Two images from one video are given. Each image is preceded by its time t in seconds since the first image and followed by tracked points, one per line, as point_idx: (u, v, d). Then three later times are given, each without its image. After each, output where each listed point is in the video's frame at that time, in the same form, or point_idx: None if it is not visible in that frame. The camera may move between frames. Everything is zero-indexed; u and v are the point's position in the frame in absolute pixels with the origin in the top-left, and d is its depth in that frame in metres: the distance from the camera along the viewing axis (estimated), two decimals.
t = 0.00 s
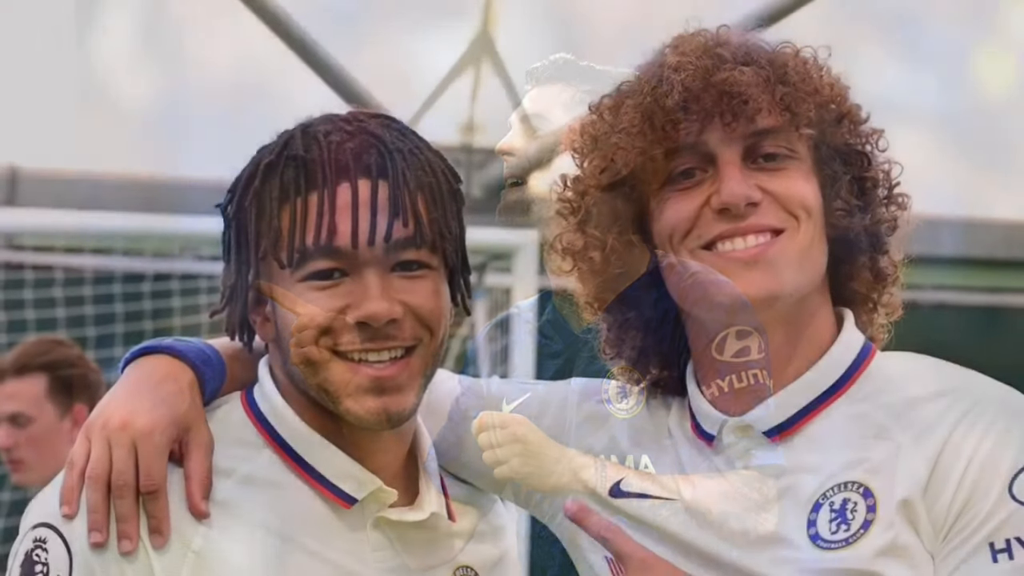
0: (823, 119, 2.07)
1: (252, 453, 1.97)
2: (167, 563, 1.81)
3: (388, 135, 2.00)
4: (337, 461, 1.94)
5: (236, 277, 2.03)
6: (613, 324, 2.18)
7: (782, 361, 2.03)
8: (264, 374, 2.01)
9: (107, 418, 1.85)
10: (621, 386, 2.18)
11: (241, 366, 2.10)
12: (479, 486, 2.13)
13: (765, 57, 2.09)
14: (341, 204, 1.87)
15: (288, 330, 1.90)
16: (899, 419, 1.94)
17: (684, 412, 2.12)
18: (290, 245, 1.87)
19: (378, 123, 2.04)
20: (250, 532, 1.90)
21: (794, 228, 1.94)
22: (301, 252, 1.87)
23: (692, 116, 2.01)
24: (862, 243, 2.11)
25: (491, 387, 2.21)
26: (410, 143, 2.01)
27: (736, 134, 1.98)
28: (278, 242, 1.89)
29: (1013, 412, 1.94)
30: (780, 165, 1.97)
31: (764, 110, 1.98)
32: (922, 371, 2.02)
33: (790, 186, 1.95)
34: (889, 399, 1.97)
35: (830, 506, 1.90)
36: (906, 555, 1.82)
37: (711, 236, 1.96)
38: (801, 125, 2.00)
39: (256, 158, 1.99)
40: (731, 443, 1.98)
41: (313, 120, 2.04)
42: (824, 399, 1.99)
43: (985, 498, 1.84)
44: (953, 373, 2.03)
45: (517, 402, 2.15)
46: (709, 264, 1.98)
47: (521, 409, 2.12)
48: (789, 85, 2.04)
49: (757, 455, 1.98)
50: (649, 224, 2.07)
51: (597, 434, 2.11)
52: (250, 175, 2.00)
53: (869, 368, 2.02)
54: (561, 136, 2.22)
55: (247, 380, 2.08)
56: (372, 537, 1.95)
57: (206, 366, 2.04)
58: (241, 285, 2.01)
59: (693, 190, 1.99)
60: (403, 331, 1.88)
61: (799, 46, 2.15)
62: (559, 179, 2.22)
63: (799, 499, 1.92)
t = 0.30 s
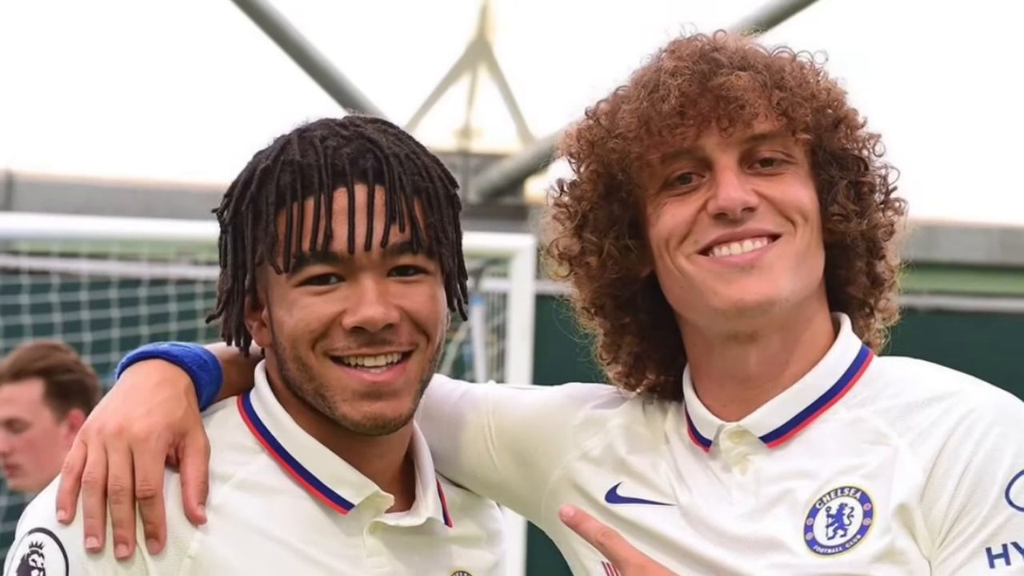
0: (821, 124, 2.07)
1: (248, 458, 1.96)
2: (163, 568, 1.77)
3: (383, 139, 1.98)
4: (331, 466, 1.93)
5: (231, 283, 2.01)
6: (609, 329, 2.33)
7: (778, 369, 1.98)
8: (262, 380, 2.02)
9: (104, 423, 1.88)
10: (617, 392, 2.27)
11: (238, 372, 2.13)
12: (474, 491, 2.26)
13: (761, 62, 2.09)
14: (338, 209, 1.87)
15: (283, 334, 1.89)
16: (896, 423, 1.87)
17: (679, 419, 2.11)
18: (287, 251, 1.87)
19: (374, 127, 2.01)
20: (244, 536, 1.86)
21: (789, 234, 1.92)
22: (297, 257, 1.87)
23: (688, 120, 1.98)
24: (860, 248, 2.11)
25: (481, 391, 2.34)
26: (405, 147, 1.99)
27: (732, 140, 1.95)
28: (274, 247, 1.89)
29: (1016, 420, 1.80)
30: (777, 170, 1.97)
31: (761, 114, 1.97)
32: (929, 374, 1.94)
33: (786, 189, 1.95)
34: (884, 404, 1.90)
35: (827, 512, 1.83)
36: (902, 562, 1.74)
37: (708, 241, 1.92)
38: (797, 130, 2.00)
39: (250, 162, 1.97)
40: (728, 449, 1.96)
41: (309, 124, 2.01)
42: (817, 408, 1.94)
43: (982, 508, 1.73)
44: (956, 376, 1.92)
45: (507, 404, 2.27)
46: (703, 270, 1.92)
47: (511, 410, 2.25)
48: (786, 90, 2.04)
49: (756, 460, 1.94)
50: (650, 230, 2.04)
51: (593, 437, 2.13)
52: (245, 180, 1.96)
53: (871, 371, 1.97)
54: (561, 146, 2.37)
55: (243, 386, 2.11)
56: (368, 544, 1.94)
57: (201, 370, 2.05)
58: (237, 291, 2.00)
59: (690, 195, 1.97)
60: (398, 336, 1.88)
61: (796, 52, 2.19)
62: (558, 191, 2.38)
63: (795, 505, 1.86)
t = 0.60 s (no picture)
0: (817, 129, 2.07)
1: (244, 463, 1.95)
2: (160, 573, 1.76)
3: (379, 144, 1.98)
4: (327, 471, 1.93)
5: (227, 288, 2.00)
6: (606, 335, 2.33)
7: (774, 375, 1.98)
8: (258, 385, 2.01)
9: (100, 428, 1.88)
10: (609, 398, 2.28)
11: (235, 377, 2.11)
12: (471, 497, 2.26)
13: (758, 67, 2.09)
14: (334, 215, 1.87)
15: (279, 340, 1.89)
16: (893, 428, 1.87)
17: (674, 423, 2.11)
18: (283, 256, 1.86)
19: (371, 133, 2.01)
20: (240, 542, 1.85)
21: (786, 239, 1.92)
22: (293, 262, 1.86)
23: (685, 125, 1.98)
24: (856, 253, 2.11)
25: (477, 397, 2.33)
26: (401, 152, 1.99)
27: (729, 145, 1.95)
28: (271, 253, 1.89)
29: (1012, 425, 1.80)
30: (773, 175, 1.97)
31: (758, 119, 1.97)
32: (926, 379, 1.94)
33: (783, 194, 1.94)
34: (881, 409, 1.90)
35: (823, 517, 1.82)
36: (899, 568, 1.75)
37: (704, 246, 1.92)
38: (794, 135, 2.00)
39: (245, 168, 1.96)
40: (724, 454, 1.96)
41: (306, 129, 2.01)
42: (814, 413, 1.94)
43: (979, 513, 1.73)
44: (953, 381, 1.92)
45: (503, 409, 2.27)
46: (700, 275, 1.92)
47: (507, 415, 2.25)
48: (783, 95, 2.04)
49: (753, 465, 1.94)
50: (647, 235, 2.04)
51: (590, 442, 2.13)
52: (241, 185, 1.95)
53: (868, 376, 1.97)
54: (559, 152, 2.36)
55: (239, 391, 2.10)
56: (364, 549, 1.93)
57: (198, 375, 2.04)
58: (233, 297, 1.99)
59: (686, 200, 1.97)
60: (395, 342, 1.88)
61: (792, 57, 2.19)
62: (555, 196, 2.38)
63: (792, 511, 1.85)
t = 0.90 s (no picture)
0: (814, 134, 2.07)
1: (240, 468, 1.95)
2: None
3: (376, 148, 1.98)
4: (323, 476, 1.92)
5: (224, 294, 2.00)
6: (603, 341, 2.33)
7: (771, 380, 1.98)
8: (254, 390, 2.01)
9: (97, 434, 1.88)
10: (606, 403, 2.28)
11: (231, 382, 2.10)
12: (467, 502, 2.26)
13: (755, 72, 2.09)
14: (330, 220, 1.86)
15: (275, 345, 1.89)
16: (889, 433, 1.87)
17: (671, 428, 2.11)
18: (280, 261, 1.86)
19: (367, 137, 2.01)
20: (236, 547, 1.85)
21: (783, 244, 1.92)
22: (290, 268, 1.86)
23: (681, 131, 1.99)
24: (853, 258, 2.11)
25: (474, 401, 2.33)
26: (398, 156, 1.99)
27: (726, 150, 1.95)
28: (267, 258, 1.88)
29: (1009, 430, 1.80)
30: (770, 180, 1.97)
31: (754, 124, 1.97)
32: (922, 384, 1.93)
33: (780, 200, 1.94)
34: (878, 414, 1.90)
35: (820, 522, 1.82)
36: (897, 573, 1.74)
37: (701, 251, 1.91)
38: (791, 140, 2.01)
39: (242, 173, 1.95)
40: (720, 459, 1.96)
41: (302, 134, 2.00)
42: (811, 418, 1.94)
43: (976, 518, 1.73)
44: (950, 386, 1.92)
45: (499, 414, 2.27)
46: (697, 280, 1.92)
47: (504, 420, 2.25)
48: (779, 100, 2.04)
49: (749, 470, 1.94)
50: (644, 241, 2.04)
51: (587, 447, 2.13)
52: (238, 190, 1.95)
53: (865, 381, 1.97)
54: (556, 157, 2.36)
55: (235, 396, 2.09)
56: (360, 555, 1.93)
57: (194, 381, 2.03)
58: (230, 302, 1.99)
59: (683, 205, 1.97)
60: (391, 347, 1.88)
61: (789, 62, 2.20)
62: (552, 201, 2.38)
63: (789, 516, 1.85)
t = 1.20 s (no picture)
0: (811, 139, 2.08)
1: (236, 474, 1.94)
2: None
3: (372, 153, 1.97)
4: (320, 481, 1.92)
5: (221, 299, 2.00)
6: (600, 346, 2.33)
7: (768, 386, 1.98)
8: (250, 395, 2.00)
9: (93, 439, 1.87)
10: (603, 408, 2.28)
11: (227, 387, 2.10)
12: (464, 507, 2.26)
13: (752, 77, 2.09)
14: (327, 225, 1.86)
15: (272, 350, 1.89)
16: (886, 439, 1.87)
17: (668, 433, 2.10)
18: (276, 266, 1.86)
19: (364, 142, 2.01)
20: (232, 553, 1.84)
21: (780, 249, 1.92)
22: (286, 273, 1.86)
23: (678, 135, 1.99)
24: (850, 262, 2.11)
25: (471, 406, 2.33)
26: (394, 161, 1.98)
27: (723, 155, 1.95)
28: (264, 262, 1.88)
29: (1006, 435, 1.80)
30: (767, 185, 1.97)
31: (751, 129, 1.97)
32: (919, 389, 1.93)
33: (777, 205, 1.94)
34: (875, 419, 1.90)
35: (817, 527, 1.82)
36: None
37: (698, 256, 1.91)
38: (788, 145, 2.01)
39: (239, 178, 1.95)
40: (717, 464, 1.95)
41: (299, 139, 2.00)
42: (808, 423, 1.93)
43: (973, 523, 1.73)
44: (947, 392, 1.92)
45: (496, 419, 2.26)
46: (693, 285, 1.91)
47: (500, 425, 2.24)
48: (776, 105, 2.04)
49: (746, 475, 1.94)
50: (641, 246, 2.04)
51: (584, 452, 2.12)
52: (234, 195, 1.95)
53: (862, 386, 1.97)
54: (553, 161, 2.36)
55: (231, 401, 2.08)
56: (356, 560, 1.93)
57: (191, 386, 2.03)
58: (226, 307, 1.99)
59: (680, 210, 1.97)
60: (388, 352, 1.87)
61: (786, 67, 2.20)
62: (548, 206, 2.38)
63: (786, 521, 1.85)
